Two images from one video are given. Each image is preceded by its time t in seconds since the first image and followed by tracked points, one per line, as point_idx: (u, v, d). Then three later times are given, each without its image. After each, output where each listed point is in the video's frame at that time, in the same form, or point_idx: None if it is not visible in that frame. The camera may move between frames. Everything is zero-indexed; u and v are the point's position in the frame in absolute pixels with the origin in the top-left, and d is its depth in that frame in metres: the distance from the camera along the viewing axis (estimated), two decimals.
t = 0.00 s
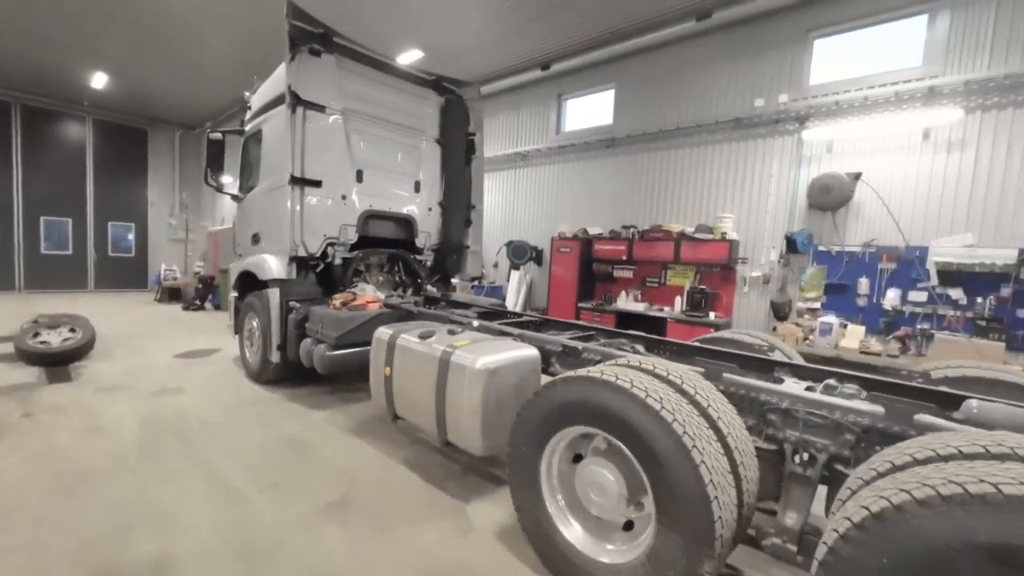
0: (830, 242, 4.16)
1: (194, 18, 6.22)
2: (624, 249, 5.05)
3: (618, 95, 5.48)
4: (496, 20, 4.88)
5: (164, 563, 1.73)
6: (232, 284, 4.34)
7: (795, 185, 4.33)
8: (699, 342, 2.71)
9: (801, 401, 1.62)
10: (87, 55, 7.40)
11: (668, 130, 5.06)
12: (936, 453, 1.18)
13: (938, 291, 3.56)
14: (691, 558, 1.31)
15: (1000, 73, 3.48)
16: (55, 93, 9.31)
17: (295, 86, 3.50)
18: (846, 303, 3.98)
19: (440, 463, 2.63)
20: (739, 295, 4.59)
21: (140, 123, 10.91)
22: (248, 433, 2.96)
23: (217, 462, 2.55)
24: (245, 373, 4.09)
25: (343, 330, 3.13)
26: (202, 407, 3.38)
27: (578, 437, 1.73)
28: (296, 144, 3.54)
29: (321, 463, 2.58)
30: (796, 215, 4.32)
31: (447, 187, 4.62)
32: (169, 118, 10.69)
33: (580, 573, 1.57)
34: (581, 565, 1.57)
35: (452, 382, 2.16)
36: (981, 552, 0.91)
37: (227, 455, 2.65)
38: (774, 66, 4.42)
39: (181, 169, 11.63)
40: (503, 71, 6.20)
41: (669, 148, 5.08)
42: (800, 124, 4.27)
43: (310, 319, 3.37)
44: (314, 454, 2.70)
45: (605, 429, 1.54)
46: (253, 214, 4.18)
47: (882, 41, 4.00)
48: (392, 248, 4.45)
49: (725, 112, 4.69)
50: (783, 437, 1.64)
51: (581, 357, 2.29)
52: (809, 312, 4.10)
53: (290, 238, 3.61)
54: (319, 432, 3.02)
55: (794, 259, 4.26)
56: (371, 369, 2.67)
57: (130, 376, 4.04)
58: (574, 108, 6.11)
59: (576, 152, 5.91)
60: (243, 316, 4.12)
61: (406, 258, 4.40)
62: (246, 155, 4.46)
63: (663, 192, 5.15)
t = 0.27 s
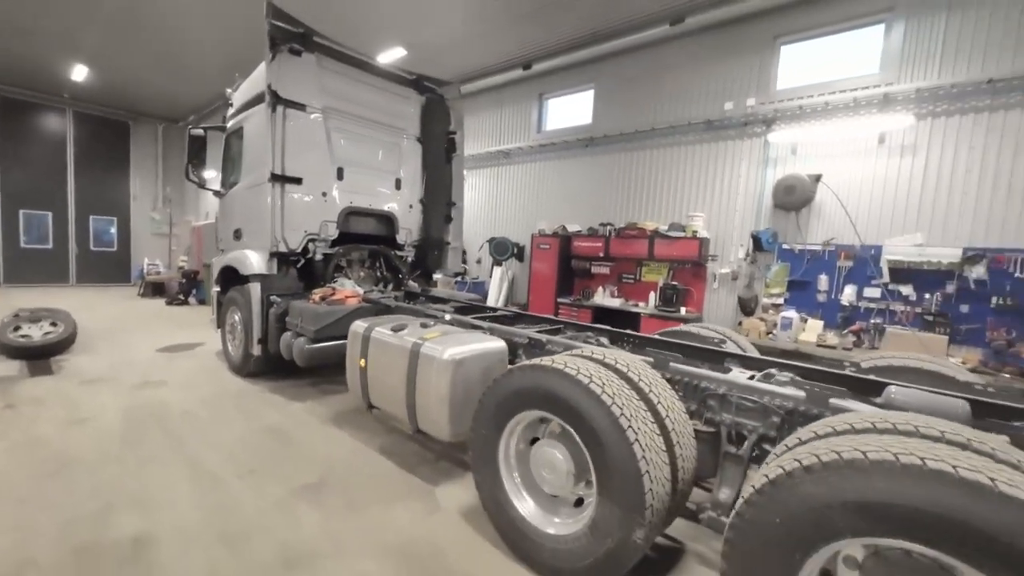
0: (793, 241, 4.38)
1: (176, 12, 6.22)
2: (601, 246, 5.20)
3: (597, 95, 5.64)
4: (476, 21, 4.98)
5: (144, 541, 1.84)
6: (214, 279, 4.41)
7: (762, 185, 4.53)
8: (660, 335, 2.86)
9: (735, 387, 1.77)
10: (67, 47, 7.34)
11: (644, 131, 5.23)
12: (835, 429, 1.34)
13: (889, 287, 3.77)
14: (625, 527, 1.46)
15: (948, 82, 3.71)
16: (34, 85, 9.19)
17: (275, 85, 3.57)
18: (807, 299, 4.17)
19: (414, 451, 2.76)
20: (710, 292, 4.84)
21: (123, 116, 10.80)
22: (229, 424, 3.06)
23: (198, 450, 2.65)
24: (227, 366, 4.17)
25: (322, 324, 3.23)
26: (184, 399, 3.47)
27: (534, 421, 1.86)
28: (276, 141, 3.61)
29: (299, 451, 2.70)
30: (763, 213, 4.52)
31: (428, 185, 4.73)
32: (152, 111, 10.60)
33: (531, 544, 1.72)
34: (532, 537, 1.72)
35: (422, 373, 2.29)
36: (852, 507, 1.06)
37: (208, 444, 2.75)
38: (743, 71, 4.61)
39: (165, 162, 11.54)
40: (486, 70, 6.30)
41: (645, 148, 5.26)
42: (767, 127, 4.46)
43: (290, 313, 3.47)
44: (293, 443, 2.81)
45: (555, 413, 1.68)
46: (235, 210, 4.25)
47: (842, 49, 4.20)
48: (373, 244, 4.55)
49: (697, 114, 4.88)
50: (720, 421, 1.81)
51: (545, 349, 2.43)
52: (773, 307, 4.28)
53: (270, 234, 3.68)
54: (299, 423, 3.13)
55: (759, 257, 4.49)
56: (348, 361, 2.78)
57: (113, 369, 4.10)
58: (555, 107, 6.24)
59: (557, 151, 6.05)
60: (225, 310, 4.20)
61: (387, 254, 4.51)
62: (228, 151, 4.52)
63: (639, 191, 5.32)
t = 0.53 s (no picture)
0: (761, 239, 4.54)
1: (156, 5, 6.19)
2: (579, 242, 5.32)
3: (576, 95, 5.76)
4: (456, 20, 5.05)
5: (118, 523, 1.91)
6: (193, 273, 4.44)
7: (732, 184, 4.68)
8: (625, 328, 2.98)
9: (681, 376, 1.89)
10: (45, 39, 7.26)
11: (620, 130, 5.37)
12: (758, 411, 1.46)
13: (848, 283, 3.96)
14: (569, 503, 1.58)
15: (903, 87, 3.89)
16: (11, 76, 9.06)
17: (252, 84, 3.63)
18: (773, 294, 4.34)
19: (386, 439, 2.86)
20: (683, 287, 4.98)
21: (104, 109, 10.68)
22: (207, 414, 3.12)
23: (175, 439, 2.71)
24: (207, 360, 4.22)
25: (298, 317, 3.31)
26: (163, 391, 3.52)
27: (493, 407, 1.96)
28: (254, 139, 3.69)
29: (274, 439, 2.78)
30: (732, 211, 4.67)
31: (407, 182, 4.81)
32: (134, 104, 10.50)
33: (488, 524, 1.82)
34: (489, 517, 1.82)
35: (390, 363, 2.38)
36: (757, 478, 1.18)
37: (185, 432, 2.81)
38: (715, 73, 4.76)
39: (147, 156, 11.45)
40: (468, 67, 6.37)
41: (621, 147, 5.40)
42: (737, 128, 4.62)
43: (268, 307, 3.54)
44: (269, 432, 2.89)
45: (509, 399, 1.79)
46: (214, 205, 4.29)
47: (807, 53, 4.36)
48: (353, 239, 4.61)
49: (671, 115, 5.03)
50: (666, 406, 1.91)
51: (510, 340, 2.53)
52: (740, 302, 4.45)
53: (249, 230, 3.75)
54: (276, 413, 3.21)
55: (730, 254, 4.64)
56: (322, 353, 2.86)
57: (92, 362, 4.12)
58: (536, 106, 6.34)
59: (537, 149, 6.16)
60: (204, 304, 4.25)
61: (367, 249, 4.59)
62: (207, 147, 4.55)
63: (615, 189, 5.46)
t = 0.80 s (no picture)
0: (732, 231, 4.66)
1: None
2: (559, 235, 5.38)
3: (556, 89, 5.83)
4: (436, 13, 5.09)
5: (84, 502, 1.95)
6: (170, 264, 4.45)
7: (705, 178, 4.79)
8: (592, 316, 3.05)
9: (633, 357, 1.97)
10: (22, 27, 7.17)
11: (599, 125, 5.46)
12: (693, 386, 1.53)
13: (814, 274, 4.08)
14: (516, 476, 1.65)
15: (866, 84, 4.01)
16: None
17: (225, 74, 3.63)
18: (743, 286, 4.47)
19: (357, 425, 2.92)
20: (658, 279, 5.08)
21: (84, 100, 10.55)
22: (180, 401, 3.16)
23: (146, 425, 2.75)
24: (184, 350, 4.25)
25: (272, 306, 3.34)
26: (138, 380, 3.54)
27: (453, 388, 2.03)
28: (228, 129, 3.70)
29: (246, 425, 2.82)
30: (706, 205, 4.77)
31: (386, 174, 4.84)
32: (115, 95, 10.39)
33: (445, 500, 1.89)
34: (446, 493, 1.89)
35: (357, 348, 2.43)
36: (677, 445, 1.25)
37: (157, 419, 2.85)
38: (689, 68, 4.86)
39: (130, 148, 11.33)
40: (450, 61, 6.40)
41: (600, 141, 5.49)
42: (710, 122, 4.73)
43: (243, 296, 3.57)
44: (241, 418, 2.93)
45: (463, 379, 1.85)
46: (190, 196, 4.30)
47: (777, 50, 4.47)
48: (332, 231, 4.64)
49: (648, 109, 5.13)
50: (617, 387, 1.99)
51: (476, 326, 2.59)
52: (711, 293, 4.58)
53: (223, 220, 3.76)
54: (250, 401, 3.25)
55: (703, 247, 4.75)
56: (294, 340, 2.91)
57: (68, 352, 4.13)
58: (518, 99, 6.39)
59: (518, 143, 6.22)
60: (181, 295, 4.27)
61: (345, 241, 4.62)
62: (184, 138, 4.54)
63: (594, 182, 5.56)
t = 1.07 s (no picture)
0: (708, 226, 4.75)
1: None
2: (540, 230, 5.43)
3: (538, 84, 5.87)
4: (417, 8, 5.11)
5: (51, 488, 1.99)
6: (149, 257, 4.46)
7: (682, 173, 4.87)
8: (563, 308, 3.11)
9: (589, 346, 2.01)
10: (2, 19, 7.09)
11: (580, 120, 5.53)
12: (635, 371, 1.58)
13: (784, 268, 4.20)
14: (469, 459, 1.72)
15: (835, 82, 4.11)
16: None
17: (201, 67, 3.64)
18: (717, 280, 4.59)
19: (330, 415, 2.97)
20: (637, 273, 5.15)
21: (67, 92, 10.44)
22: (156, 393, 3.19)
23: (119, 415, 2.79)
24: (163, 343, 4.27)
25: (248, 299, 3.38)
26: (115, 372, 3.57)
27: (414, 377, 2.08)
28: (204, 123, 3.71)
29: (219, 415, 2.86)
30: (682, 199, 4.86)
31: (367, 168, 4.87)
32: (99, 87, 10.29)
33: (405, 484, 1.95)
34: (406, 478, 1.95)
35: (325, 338, 2.48)
36: (610, 425, 1.31)
37: (131, 409, 2.89)
38: (667, 65, 4.93)
39: (115, 141, 11.25)
40: (434, 56, 6.42)
41: (581, 136, 5.56)
42: (686, 119, 4.81)
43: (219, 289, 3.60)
44: (215, 409, 2.98)
45: (421, 367, 1.91)
46: (169, 189, 4.30)
47: (751, 47, 4.55)
48: (312, 225, 4.67)
49: (627, 105, 5.20)
50: (574, 375, 2.03)
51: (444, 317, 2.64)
52: (686, 287, 4.68)
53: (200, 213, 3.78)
54: (226, 392, 3.29)
55: (680, 241, 4.84)
56: (267, 332, 2.94)
57: (46, 345, 4.14)
58: (501, 95, 6.42)
59: (501, 138, 6.26)
60: (160, 288, 4.28)
61: (326, 235, 4.66)
62: (163, 131, 4.54)
63: (575, 178, 5.63)
